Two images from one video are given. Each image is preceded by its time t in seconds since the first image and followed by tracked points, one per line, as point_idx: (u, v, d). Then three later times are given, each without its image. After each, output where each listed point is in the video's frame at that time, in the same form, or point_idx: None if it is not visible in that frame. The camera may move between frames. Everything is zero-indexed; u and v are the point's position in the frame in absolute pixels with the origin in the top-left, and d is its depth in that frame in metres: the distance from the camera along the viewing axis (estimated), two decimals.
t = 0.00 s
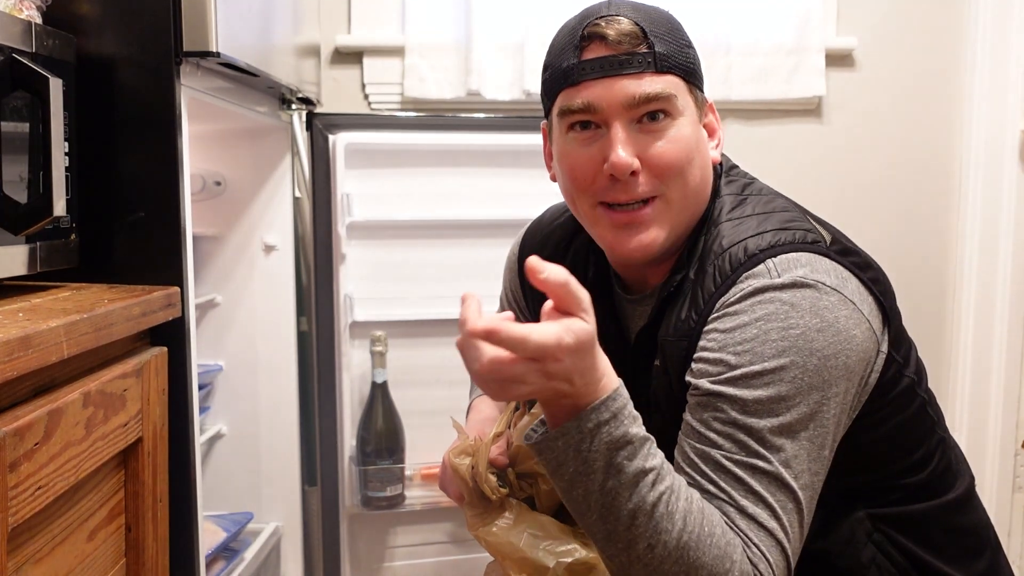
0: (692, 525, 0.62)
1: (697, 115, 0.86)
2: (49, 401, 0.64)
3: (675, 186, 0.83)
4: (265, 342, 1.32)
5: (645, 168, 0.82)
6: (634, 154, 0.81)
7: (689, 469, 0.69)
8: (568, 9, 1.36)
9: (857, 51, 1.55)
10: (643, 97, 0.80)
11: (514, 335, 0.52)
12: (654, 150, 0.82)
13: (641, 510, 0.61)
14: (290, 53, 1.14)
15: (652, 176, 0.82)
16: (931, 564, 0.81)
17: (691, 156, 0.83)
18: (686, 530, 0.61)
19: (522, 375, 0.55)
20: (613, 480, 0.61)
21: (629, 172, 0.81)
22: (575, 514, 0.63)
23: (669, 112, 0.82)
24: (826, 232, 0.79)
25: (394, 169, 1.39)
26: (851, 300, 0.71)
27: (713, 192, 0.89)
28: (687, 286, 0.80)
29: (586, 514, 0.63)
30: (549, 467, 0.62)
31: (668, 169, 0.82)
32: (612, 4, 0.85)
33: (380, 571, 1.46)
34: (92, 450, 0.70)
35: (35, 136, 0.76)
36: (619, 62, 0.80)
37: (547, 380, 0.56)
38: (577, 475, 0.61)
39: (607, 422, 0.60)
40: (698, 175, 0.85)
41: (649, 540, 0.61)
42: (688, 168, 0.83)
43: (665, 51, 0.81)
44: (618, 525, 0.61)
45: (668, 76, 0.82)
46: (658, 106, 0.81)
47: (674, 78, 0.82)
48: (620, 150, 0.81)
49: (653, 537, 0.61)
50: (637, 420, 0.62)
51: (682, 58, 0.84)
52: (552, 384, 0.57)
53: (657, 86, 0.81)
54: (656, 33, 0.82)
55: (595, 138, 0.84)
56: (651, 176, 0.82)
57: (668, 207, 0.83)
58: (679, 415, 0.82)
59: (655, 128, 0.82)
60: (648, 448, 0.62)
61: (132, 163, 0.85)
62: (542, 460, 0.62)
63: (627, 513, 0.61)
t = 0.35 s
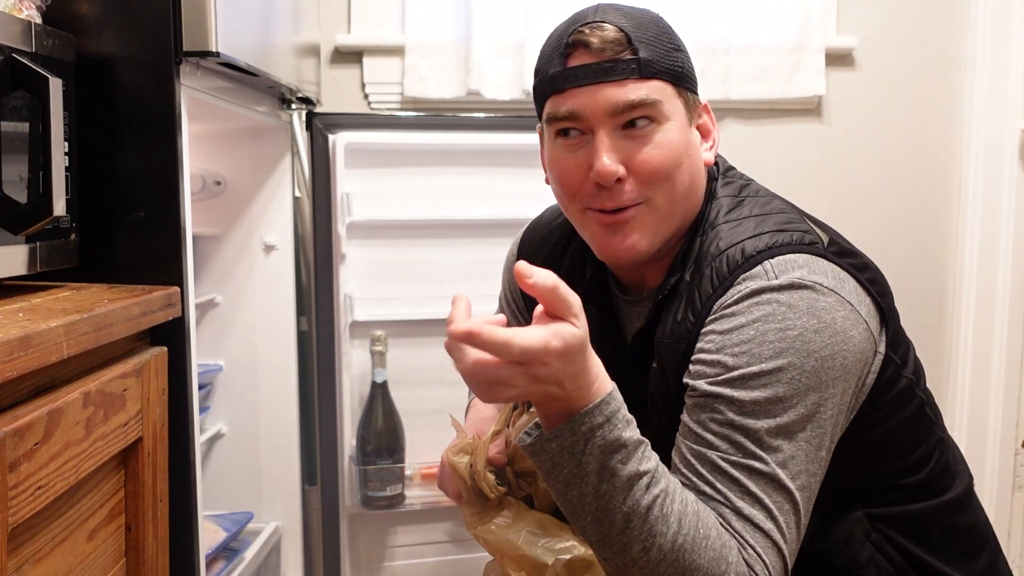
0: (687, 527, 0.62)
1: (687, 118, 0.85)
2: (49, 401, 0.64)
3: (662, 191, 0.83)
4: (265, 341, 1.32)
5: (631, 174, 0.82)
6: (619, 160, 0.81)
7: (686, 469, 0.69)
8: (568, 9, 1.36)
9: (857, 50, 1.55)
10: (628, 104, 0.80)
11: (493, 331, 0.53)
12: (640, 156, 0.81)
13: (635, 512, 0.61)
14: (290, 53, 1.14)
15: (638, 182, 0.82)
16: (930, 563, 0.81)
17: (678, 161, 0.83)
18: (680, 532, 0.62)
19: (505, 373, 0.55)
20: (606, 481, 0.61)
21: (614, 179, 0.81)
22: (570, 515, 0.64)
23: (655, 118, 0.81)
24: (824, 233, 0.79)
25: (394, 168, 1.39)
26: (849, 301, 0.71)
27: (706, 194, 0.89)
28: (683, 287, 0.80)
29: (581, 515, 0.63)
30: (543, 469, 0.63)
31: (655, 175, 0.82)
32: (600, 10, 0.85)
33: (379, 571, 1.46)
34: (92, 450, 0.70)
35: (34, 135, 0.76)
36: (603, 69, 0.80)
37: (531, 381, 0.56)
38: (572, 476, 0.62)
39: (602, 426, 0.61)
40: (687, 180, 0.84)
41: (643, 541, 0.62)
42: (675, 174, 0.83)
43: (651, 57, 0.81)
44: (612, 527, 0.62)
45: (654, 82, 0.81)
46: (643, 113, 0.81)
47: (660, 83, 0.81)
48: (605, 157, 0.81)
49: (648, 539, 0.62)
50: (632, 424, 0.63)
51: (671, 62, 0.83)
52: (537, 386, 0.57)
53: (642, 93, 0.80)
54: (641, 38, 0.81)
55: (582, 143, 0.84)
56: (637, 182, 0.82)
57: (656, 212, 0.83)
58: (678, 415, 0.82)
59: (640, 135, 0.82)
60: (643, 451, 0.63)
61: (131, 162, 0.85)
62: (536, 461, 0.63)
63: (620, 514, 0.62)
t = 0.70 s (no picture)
0: (662, 511, 0.67)
1: (640, 139, 0.81)
2: (48, 402, 0.64)
3: (594, 211, 0.83)
4: (265, 341, 1.32)
5: (564, 190, 0.83)
6: (549, 177, 0.83)
7: (677, 465, 0.72)
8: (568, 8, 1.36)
9: (857, 50, 1.55)
10: (558, 122, 0.80)
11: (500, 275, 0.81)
12: (571, 173, 0.81)
13: (609, 490, 0.68)
14: (289, 53, 1.14)
15: (570, 200, 0.83)
16: (931, 565, 0.81)
17: (614, 184, 0.81)
18: (653, 515, 0.67)
19: (499, 322, 0.79)
20: (584, 460, 0.69)
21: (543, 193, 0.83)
22: (558, 494, 0.72)
23: (589, 137, 0.80)
24: (823, 233, 0.79)
25: (394, 168, 1.39)
26: (845, 299, 0.71)
27: (661, 215, 0.85)
28: (676, 286, 0.81)
29: (567, 494, 0.71)
30: (535, 447, 0.73)
31: (584, 195, 0.82)
32: (571, 23, 0.85)
33: (379, 571, 1.46)
34: (91, 450, 0.70)
35: (34, 136, 0.76)
36: (541, 87, 0.81)
37: (512, 341, 0.77)
38: (556, 454, 0.71)
39: (580, 407, 0.70)
40: (627, 202, 0.82)
41: (620, 521, 0.68)
42: (609, 196, 0.82)
43: (590, 77, 0.79)
44: (592, 504, 0.69)
45: (591, 102, 0.79)
46: (574, 132, 0.80)
47: (598, 103, 0.79)
48: (535, 171, 0.83)
49: (621, 519, 0.68)
50: (614, 411, 0.71)
51: (620, 81, 0.80)
52: (515, 347, 0.76)
53: (573, 112, 0.79)
54: (586, 56, 0.79)
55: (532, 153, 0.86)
56: (569, 199, 0.83)
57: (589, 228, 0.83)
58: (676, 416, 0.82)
59: (575, 154, 0.81)
60: (623, 436, 0.70)
61: (131, 163, 0.85)
62: (529, 441, 0.73)
63: (597, 492, 0.69)
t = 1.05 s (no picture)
0: (663, 511, 0.67)
1: (652, 133, 0.82)
2: (49, 404, 0.64)
3: (610, 203, 0.82)
4: (265, 342, 1.32)
5: (578, 184, 0.82)
6: (564, 170, 0.82)
7: (677, 464, 0.72)
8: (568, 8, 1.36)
9: (856, 49, 1.55)
10: (573, 116, 0.79)
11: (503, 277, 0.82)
12: (585, 168, 0.81)
13: (608, 492, 0.68)
14: (289, 54, 1.14)
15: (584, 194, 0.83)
16: (932, 565, 0.81)
17: (629, 177, 0.81)
18: (653, 516, 0.67)
19: (500, 319, 0.79)
20: (583, 462, 0.69)
21: (556, 188, 0.82)
22: (557, 496, 0.72)
23: (604, 131, 0.80)
24: (821, 232, 0.79)
25: (394, 169, 1.39)
26: (845, 298, 0.71)
27: (670, 209, 0.85)
28: (675, 286, 0.81)
29: (566, 496, 0.71)
30: (532, 450, 0.72)
31: (599, 188, 0.81)
32: (578, 20, 0.84)
33: (380, 572, 1.46)
34: (92, 452, 0.70)
35: (33, 137, 0.75)
36: (553, 81, 0.80)
37: (511, 341, 0.77)
38: (554, 457, 0.71)
39: (577, 409, 0.70)
40: (641, 194, 0.82)
41: (620, 523, 0.68)
42: (625, 188, 0.81)
43: (603, 70, 0.79)
44: (591, 506, 0.69)
45: (607, 95, 0.79)
46: (590, 126, 0.80)
47: (614, 97, 0.79)
48: (549, 165, 0.82)
49: (622, 521, 0.68)
50: (611, 412, 0.71)
51: (632, 75, 0.80)
52: (513, 345, 0.76)
53: (589, 106, 0.79)
54: (600, 50, 0.79)
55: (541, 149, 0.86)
56: (583, 193, 0.83)
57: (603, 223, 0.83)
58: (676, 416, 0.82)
59: (589, 148, 0.81)
60: (620, 438, 0.70)
61: (130, 164, 0.85)
62: (526, 444, 0.73)
63: (596, 494, 0.69)
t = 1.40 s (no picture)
0: (665, 505, 0.67)
1: (674, 116, 0.85)
2: (49, 401, 0.64)
3: (648, 183, 0.83)
4: (266, 340, 1.32)
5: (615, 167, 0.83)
6: (602, 154, 0.82)
7: (680, 460, 0.72)
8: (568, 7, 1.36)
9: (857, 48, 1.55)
10: (608, 99, 0.80)
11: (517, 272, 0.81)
12: (622, 150, 0.82)
13: (612, 485, 0.68)
14: (290, 52, 1.14)
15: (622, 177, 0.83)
16: (933, 563, 0.81)
17: (664, 154, 0.83)
18: (656, 510, 0.67)
19: (514, 308, 0.79)
20: (588, 455, 0.69)
21: (594, 173, 0.82)
22: (561, 489, 0.72)
23: (637, 113, 0.81)
24: (823, 229, 0.79)
25: (394, 167, 1.39)
26: (849, 296, 0.71)
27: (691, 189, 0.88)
28: (679, 283, 0.81)
29: (570, 488, 0.71)
30: (537, 443, 0.72)
31: (638, 168, 0.83)
32: (590, 11, 0.85)
33: (380, 570, 1.46)
34: (92, 449, 0.70)
35: (33, 135, 0.75)
36: (584, 66, 0.80)
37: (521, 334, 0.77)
38: (560, 450, 0.71)
39: (583, 402, 0.70)
40: (674, 173, 0.84)
41: (623, 517, 0.68)
42: (662, 166, 0.83)
43: (631, 54, 0.80)
44: (595, 500, 0.69)
45: (637, 79, 0.81)
46: (625, 109, 0.81)
47: (644, 80, 0.81)
48: (585, 150, 0.82)
49: (624, 514, 0.68)
50: (617, 406, 0.71)
51: (653, 59, 0.83)
52: (525, 335, 0.76)
53: (623, 89, 0.80)
54: (625, 35, 0.81)
55: (566, 137, 0.85)
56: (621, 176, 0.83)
57: (640, 205, 0.85)
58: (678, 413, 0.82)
59: (623, 130, 0.82)
60: (626, 432, 0.70)
61: (132, 161, 0.85)
62: (531, 436, 0.73)
63: (601, 487, 0.69)
